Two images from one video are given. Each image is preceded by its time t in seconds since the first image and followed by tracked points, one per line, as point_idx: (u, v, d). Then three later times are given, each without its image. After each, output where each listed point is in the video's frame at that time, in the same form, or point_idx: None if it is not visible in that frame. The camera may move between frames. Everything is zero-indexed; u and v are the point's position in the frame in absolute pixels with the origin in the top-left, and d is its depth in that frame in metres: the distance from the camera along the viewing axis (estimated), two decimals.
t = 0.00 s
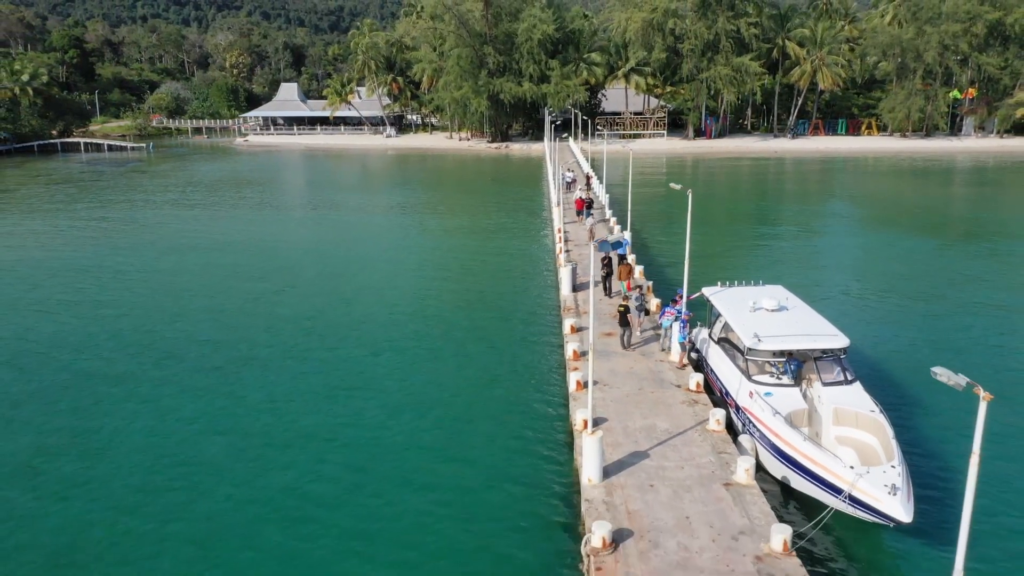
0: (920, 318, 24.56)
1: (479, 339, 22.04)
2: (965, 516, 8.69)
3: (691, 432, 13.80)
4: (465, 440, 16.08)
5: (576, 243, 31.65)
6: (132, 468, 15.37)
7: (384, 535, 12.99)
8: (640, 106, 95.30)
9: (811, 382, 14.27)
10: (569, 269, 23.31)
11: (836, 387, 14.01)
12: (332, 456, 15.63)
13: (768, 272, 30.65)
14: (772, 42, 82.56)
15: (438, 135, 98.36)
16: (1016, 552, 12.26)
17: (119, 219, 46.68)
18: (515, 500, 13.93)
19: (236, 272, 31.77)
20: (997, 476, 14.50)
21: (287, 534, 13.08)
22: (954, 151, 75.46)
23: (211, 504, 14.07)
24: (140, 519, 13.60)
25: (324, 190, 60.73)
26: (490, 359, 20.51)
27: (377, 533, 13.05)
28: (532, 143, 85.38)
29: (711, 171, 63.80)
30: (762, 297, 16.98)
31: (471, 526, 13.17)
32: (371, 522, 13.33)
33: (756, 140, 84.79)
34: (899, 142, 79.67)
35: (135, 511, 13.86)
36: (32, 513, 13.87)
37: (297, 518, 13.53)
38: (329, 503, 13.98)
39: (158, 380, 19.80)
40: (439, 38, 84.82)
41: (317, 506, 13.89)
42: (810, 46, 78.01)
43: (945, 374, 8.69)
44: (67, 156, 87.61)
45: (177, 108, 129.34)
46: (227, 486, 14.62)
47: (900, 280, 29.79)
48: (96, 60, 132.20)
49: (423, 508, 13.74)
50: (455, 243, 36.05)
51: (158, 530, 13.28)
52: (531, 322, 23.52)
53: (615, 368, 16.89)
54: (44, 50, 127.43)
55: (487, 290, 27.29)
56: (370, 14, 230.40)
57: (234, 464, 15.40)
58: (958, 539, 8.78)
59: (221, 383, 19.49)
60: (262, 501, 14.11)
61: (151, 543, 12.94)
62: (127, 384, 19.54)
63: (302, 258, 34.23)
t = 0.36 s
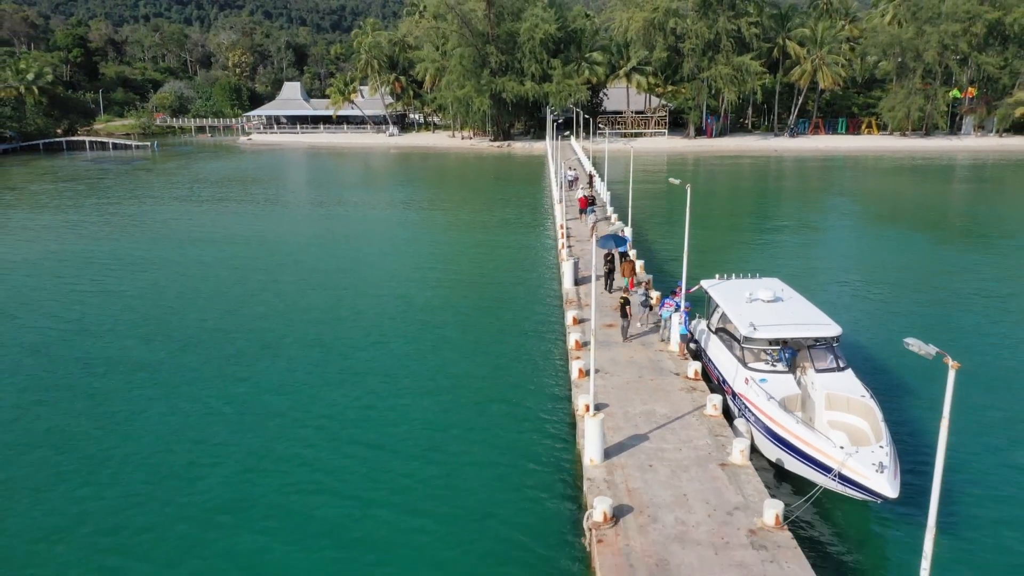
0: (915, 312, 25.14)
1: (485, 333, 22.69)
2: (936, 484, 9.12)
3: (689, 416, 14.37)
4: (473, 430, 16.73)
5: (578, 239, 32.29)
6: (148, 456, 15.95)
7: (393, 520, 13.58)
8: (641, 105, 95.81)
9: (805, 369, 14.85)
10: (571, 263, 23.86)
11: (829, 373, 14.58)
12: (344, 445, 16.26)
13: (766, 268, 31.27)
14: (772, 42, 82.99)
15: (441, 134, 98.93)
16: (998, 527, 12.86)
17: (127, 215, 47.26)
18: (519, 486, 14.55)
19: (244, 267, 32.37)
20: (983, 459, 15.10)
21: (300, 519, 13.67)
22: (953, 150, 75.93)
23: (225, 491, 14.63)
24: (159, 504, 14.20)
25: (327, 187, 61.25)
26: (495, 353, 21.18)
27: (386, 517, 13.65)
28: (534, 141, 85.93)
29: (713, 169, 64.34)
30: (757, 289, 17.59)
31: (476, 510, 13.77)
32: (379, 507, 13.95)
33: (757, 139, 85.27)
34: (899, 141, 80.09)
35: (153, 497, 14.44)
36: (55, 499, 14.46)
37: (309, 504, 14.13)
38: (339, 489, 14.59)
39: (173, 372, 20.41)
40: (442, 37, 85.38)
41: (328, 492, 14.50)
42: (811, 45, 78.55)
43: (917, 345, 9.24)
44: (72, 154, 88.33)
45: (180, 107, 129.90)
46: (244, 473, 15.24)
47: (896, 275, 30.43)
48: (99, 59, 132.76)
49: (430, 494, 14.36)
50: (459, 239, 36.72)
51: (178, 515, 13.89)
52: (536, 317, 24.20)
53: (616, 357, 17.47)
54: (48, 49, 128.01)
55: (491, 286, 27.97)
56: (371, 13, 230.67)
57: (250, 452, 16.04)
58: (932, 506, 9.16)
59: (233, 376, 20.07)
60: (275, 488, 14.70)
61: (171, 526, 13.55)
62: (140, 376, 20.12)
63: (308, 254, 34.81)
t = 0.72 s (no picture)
0: (912, 311, 25.39)
1: (486, 331, 22.99)
2: (926, 471, 9.48)
3: (689, 411, 14.60)
4: (475, 426, 17.00)
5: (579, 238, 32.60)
6: (155, 451, 16.22)
7: (397, 512, 13.84)
8: (642, 105, 95.96)
9: (803, 365, 15.11)
10: (572, 262, 23.92)
11: (827, 369, 14.83)
12: (348, 440, 16.51)
13: (765, 267, 31.59)
14: (773, 43, 83.13)
15: (442, 134, 99.19)
16: (989, 521, 13.13)
17: (130, 215, 47.50)
18: (523, 480, 14.81)
19: (247, 266, 32.64)
20: (976, 455, 15.39)
21: (305, 511, 13.92)
22: (953, 150, 76.09)
23: (230, 484, 14.89)
24: (166, 498, 14.45)
25: (329, 187, 61.48)
26: (496, 350, 21.45)
27: (390, 510, 13.91)
28: (535, 141, 86.16)
29: (714, 169, 64.55)
30: (757, 286, 17.85)
31: (478, 503, 14.02)
32: (383, 500, 14.21)
33: (757, 139, 85.46)
34: (900, 141, 80.16)
35: (160, 491, 14.70)
36: (64, 493, 14.72)
37: (314, 497, 14.39)
38: (343, 483, 14.86)
39: (178, 369, 20.67)
40: (443, 38, 85.65)
41: (334, 485, 14.76)
42: (812, 46, 78.78)
43: (909, 336, 9.50)
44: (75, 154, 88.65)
45: (182, 107, 130.20)
46: (251, 468, 15.48)
47: (894, 274, 30.76)
48: (101, 59, 132.96)
49: (433, 487, 14.61)
50: (462, 238, 36.98)
51: (185, 508, 14.14)
52: (537, 314, 24.52)
53: (616, 354, 17.71)
54: (50, 49, 128.24)
55: (494, 284, 28.25)
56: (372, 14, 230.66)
57: (255, 447, 16.28)
58: (921, 495, 9.48)
59: (237, 373, 20.31)
60: (281, 481, 14.96)
61: (179, 519, 13.81)
62: (146, 374, 20.38)
63: (312, 252, 35.06)
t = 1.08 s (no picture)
0: (911, 311, 25.43)
1: (488, 330, 23.05)
2: (926, 468, 9.50)
3: (690, 411, 14.65)
4: (477, 424, 17.05)
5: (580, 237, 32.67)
6: (157, 450, 16.28)
7: (398, 511, 13.89)
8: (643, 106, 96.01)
9: (804, 364, 15.16)
10: (572, 262, 23.92)
11: (827, 368, 14.87)
12: (350, 439, 16.58)
13: (766, 267, 31.67)
14: (774, 43, 83.15)
15: (443, 134, 99.27)
16: (988, 520, 13.18)
17: (131, 215, 47.54)
18: (524, 477, 14.87)
19: (248, 265, 32.69)
20: (975, 455, 15.43)
21: (306, 510, 13.97)
22: (954, 150, 76.12)
23: (232, 483, 14.94)
24: (167, 497, 14.50)
25: (331, 187, 61.54)
26: (498, 349, 21.49)
27: (391, 509, 13.97)
28: (536, 141, 86.23)
29: (714, 169, 64.64)
30: (758, 285, 17.90)
31: (478, 502, 14.08)
32: (384, 499, 14.27)
33: (758, 139, 85.48)
34: (901, 141, 80.12)
35: (162, 489, 14.76)
36: (67, 492, 14.78)
37: (315, 496, 14.45)
38: (345, 482, 14.91)
39: (179, 368, 20.73)
40: (444, 38, 85.68)
41: (336, 484, 14.83)
42: (812, 46, 78.81)
43: (908, 335, 9.54)
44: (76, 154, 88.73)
45: (183, 107, 130.25)
46: (252, 466, 15.53)
47: (895, 274, 30.83)
48: (102, 59, 132.96)
49: (433, 486, 14.65)
50: (463, 237, 37.03)
51: (187, 507, 14.19)
52: (539, 313, 24.57)
53: (617, 353, 17.78)
54: (51, 49, 128.28)
55: (495, 284, 28.30)
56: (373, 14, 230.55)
57: (256, 447, 16.33)
58: (921, 494, 9.48)
59: (238, 372, 20.38)
60: (283, 480, 15.02)
61: (181, 518, 13.87)
62: (148, 373, 20.44)
63: (313, 251, 35.08)
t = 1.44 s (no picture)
0: (912, 310, 25.45)
1: (489, 330, 23.01)
2: (929, 469, 9.49)
3: (692, 411, 14.64)
4: (478, 425, 17.04)
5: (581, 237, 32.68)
6: (159, 450, 16.27)
7: (399, 510, 13.90)
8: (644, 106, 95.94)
9: (806, 364, 15.12)
10: (574, 262, 24.34)
11: (829, 368, 14.86)
12: (352, 438, 16.56)
13: (767, 267, 31.64)
14: (775, 42, 83.06)
15: (443, 134, 99.27)
16: (991, 521, 13.17)
17: (131, 215, 47.49)
18: (526, 477, 14.86)
19: (249, 265, 32.66)
20: (978, 455, 15.42)
21: (307, 510, 13.98)
22: (955, 150, 76.05)
23: (234, 483, 14.93)
24: (168, 497, 14.50)
25: (331, 187, 61.48)
26: (500, 349, 21.47)
27: (393, 508, 13.97)
28: (536, 141, 86.17)
29: (715, 169, 64.65)
30: (761, 286, 17.86)
31: (479, 502, 14.10)
32: (387, 499, 14.26)
33: (759, 139, 85.41)
34: (902, 140, 80.04)
35: (163, 490, 14.74)
36: (67, 492, 14.74)
37: (317, 496, 14.44)
38: (347, 482, 14.89)
39: (181, 369, 20.70)
40: (445, 38, 85.62)
41: (338, 484, 14.82)
42: (813, 46, 78.68)
43: (911, 337, 9.52)
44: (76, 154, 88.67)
45: (184, 106, 130.19)
46: (253, 466, 15.52)
47: (895, 274, 30.84)
48: (102, 59, 132.86)
49: (434, 486, 14.67)
50: (464, 237, 36.99)
51: (189, 506, 14.20)
52: (540, 313, 24.54)
53: (619, 354, 17.77)
54: (52, 49, 128.18)
55: (496, 283, 28.27)
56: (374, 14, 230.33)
57: (258, 446, 16.33)
58: (926, 495, 9.46)
59: (239, 371, 20.37)
60: (285, 480, 15.01)
61: (182, 517, 13.86)
62: (150, 373, 20.42)
63: (314, 252, 35.06)
